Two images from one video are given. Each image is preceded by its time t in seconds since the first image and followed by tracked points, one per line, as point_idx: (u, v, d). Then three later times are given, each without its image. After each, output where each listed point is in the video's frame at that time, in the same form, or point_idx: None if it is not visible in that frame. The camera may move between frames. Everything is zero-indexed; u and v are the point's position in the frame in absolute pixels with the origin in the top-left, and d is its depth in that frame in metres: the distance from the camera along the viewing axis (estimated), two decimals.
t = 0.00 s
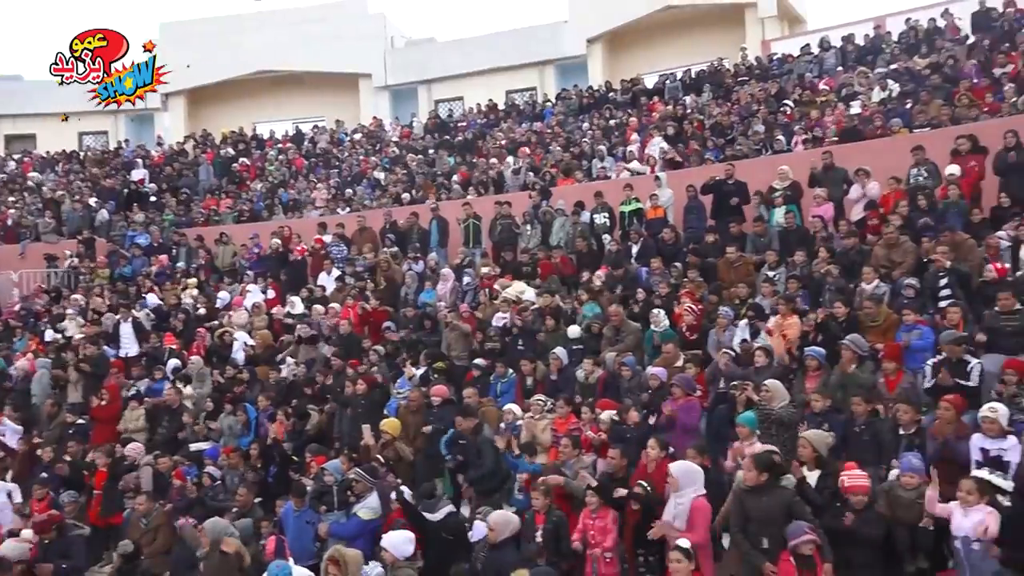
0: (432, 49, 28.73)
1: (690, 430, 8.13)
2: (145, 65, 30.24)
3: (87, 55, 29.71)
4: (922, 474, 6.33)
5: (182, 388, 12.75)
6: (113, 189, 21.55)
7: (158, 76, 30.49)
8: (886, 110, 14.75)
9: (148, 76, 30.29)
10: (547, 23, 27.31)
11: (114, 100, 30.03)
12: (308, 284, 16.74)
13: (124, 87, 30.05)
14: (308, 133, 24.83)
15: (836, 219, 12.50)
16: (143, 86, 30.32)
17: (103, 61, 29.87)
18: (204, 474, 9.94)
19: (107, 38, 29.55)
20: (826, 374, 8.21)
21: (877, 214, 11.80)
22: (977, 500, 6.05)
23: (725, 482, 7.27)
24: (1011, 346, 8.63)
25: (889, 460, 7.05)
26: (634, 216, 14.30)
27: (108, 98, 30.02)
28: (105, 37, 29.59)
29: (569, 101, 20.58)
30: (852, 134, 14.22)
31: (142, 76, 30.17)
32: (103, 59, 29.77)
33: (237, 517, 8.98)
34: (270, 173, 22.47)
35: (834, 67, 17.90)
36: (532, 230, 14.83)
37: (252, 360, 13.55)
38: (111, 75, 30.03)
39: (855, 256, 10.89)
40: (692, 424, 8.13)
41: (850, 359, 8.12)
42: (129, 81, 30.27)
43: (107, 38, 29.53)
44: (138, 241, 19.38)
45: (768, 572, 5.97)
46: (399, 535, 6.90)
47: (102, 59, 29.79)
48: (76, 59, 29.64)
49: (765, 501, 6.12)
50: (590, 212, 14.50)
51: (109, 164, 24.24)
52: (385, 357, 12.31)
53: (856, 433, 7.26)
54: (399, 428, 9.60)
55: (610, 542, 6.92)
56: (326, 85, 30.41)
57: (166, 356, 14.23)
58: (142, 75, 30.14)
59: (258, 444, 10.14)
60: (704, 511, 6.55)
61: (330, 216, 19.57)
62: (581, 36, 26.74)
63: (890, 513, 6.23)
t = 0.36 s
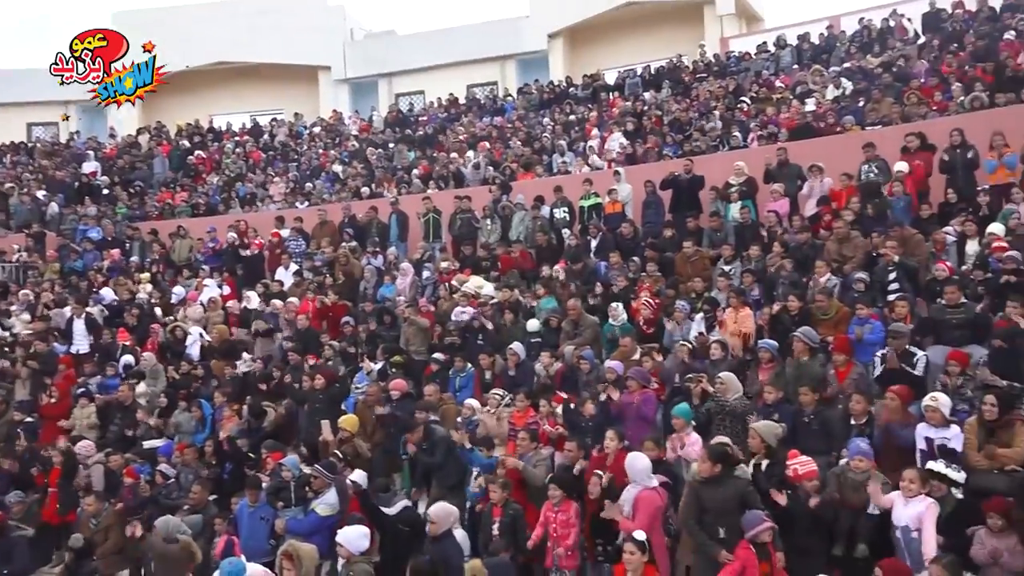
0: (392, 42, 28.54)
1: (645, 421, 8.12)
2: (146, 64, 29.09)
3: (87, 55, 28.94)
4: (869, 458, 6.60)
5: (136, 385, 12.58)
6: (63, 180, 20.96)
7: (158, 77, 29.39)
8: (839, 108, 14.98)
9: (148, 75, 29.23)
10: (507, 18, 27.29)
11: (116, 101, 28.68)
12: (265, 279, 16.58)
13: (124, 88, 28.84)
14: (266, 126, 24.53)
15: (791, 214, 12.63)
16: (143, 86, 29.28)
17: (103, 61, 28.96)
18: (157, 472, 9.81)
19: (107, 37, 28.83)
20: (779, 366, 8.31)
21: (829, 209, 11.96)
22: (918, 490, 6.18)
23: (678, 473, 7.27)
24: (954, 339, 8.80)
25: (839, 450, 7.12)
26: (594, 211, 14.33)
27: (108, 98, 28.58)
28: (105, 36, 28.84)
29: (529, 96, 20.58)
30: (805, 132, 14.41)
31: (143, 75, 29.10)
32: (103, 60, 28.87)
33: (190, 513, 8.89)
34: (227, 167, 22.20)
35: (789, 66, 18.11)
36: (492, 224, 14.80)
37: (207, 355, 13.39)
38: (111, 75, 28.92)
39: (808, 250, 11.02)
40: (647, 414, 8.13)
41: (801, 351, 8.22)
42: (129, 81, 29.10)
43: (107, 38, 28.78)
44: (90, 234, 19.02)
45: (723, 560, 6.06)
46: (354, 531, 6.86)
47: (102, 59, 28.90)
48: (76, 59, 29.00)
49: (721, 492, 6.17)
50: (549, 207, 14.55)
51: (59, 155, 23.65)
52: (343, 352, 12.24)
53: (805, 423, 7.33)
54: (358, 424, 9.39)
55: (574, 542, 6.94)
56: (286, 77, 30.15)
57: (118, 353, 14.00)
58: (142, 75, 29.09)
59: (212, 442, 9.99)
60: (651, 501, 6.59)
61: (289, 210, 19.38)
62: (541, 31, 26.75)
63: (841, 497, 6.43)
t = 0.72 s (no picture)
0: (370, 32, 28.30)
1: (620, 411, 8.16)
2: (147, 64, 28.76)
3: (87, 55, 28.66)
4: (837, 439, 6.61)
5: (109, 375, 12.48)
6: (32, 167, 20.47)
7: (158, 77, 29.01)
8: (814, 100, 15.06)
9: (148, 75, 28.77)
10: (485, 7, 27.13)
11: (115, 102, 28.01)
12: (240, 270, 16.44)
13: (124, 88, 28.36)
14: (242, 114, 24.31)
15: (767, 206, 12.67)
16: (143, 86, 28.87)
17: (103, 62, 28.57)
18: (129, 463, 9.69)
19: (106, 37, 28.71)
20: (753, 356, 8.35)
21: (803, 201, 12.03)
22: (896, 469, 6.24)
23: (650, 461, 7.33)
24: (924, 329, 8.92)
25: (808, 437, 7.12)
26: (570, 202, 14.37)
27: (109, 98, 27.89)
28: (105, 36, 28.71)
29: (507, 86, 20.50)
30: (780, 124, 14.50)
31: (143, 75, 28.67)
32: (103, 59, 28.51)
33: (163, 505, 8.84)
34: (202, 156, 22.00)
35: (766, 58, 18.17)
36: (469, 215, 14.77)
37: (181, 345, 13.29)
38: (111, 74, 28.47)
39: (782, 241, 11.11)
40: (622, 404, 8.19)
41: (778, 342, 8.23)
42: (128, 81, 28.72)
43: (106, 38, 28.68)
44: (61, 224, 18.79)
45: (700, 548, 6.10)
46: (329, 521, 6.82)
47: (102, 59, 28.57)
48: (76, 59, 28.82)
49: (696, 480, 6.23)
50: (526, 197, 14.56)
51: (27, 142, 23.09)
52: (319, 342, 12.19)
53: (773, 412, 7.37)
54: (332, 415, 9.34)
55: (550, 534, 6.94)
56: (261, 65, 29.89)
57: (91, 344, 13.86)
58: (142, 74, 28.68)
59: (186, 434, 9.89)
60: (628, 491, 6.61)
61: (264, 199, 19.26)
62: (520, 21, 26.67)
63: (805, 474, 6.56)
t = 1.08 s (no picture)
0: (359, 27, 28.16)
1: (608, 409, 8.22)
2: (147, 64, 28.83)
3: (87, 55, 28.56)
4: (817, 436, 6.68)
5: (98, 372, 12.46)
6: (19, 163, 20.37)
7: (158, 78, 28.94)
8: (802, 97, 15.09)
9: (147, 76, 28.75)
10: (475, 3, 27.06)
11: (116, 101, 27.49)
12: (230, 266, 16.39)
13: (125, 87, 27.93)
14: (231, 110, 24.21)
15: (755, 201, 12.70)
16: (144, 86, 28.64)
17: (102, 62, 28.58)
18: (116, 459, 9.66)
19: (107, 37, 28.68)
20: (741, 352, 8.38)
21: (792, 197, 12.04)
22: (872, 467, 6.27)
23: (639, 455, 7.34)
24: (911, 324, 8.96)
25: (793, 433, 7.16)
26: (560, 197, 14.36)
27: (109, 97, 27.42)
28: (105, 36, 28.69)
29: (497, 82, 20.48)
30: (770, 120, 14.50)
31: (142, 75, 28.60)
32: (103, 59, 28.52)
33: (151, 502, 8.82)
34: (191, 152, 21.92)
35: (755, 54, 18.20)
36: (460, 211, 14.82)
37: (170, 342, 13.25)
38: (112, 75, 28.05)
39: (771, 238, 11.14)
40: (611, 401, 8.24)
41: (766, 338, 8.25)
42: (128, 81, 28.36)
43: (107, 37, 28.65)
44: (48, 219, 18.65)
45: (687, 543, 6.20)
46: (320, 517, 6.84)
47: (102, 59, 28.56)
48: (76, 59, 28.61)
49: (684, 476, 6.33)
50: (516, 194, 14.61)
51: (12, 137, 22.92)
52: (309, 338, 12.18)
53: (762, 408, 7.37)
54: (322, 410, 9.16)
55: (537, 530, 6.95)
56: (249, 60, 29.83)
57: (79, 341, 13.84)
58: (142, 74, 28.62)
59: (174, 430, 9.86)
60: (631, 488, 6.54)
61: (253, 195, 19.23)
62: (511, 16, 26.61)
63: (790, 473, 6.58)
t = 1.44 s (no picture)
0: (361, 29, 28.20)
1: (611, 410, 8.25)
2: (146, 64, 28.89)
3: (87, 54, 28.67)
4: (817, 441, 6.68)
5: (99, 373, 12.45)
6: (21, 164, 20.43)
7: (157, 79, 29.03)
8: (805, 99, 15.09)
9: (148, 76, 28.86)
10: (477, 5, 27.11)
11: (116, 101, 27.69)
12: (232, 266, 16.40)
13: (123, 87, 28.09)
14: (232, 111, 24.24)
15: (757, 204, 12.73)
16: (144, 86, 28.75)
17: (102, 62, 28.70)
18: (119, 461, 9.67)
19: (106, 37, 28.73)
20: (743, 356, 8.39)
21: (794, 199, 12.02)
22: (862, 481, 6.26)
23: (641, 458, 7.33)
24: (913, 327, 8.97)
25: (795, 436, 7.17)
26: (561, 199, 14.36)
27: (109, 98, 27.61)
28: (105, 36, 28.74)
29: (499, 84, 20.48)
30: (772, 123, 14.53)
31: (142, 75, 28.73)
32: (103, 60, 28.63)
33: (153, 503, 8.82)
34: (192, 153, 21.94)
35: (757, 56, 18.20)
36: (461, 213, 14.80)
37: (172, 342, 13.26)
38: (112, 75, 28.23)
39: (772, 240, 11.13)
40: (612, 403, 8.26)
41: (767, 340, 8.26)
42: (128, 81, 28.51)
43: (107, 38, 28.70)
44: (50, 220, 18.67)
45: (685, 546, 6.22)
46: (320, 518, 6.84)
47: (102, 59, 28.67)
48: (76, 59, 28.69)
49: (684, 479, 6.35)
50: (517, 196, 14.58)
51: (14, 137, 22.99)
52: (310, 338, 12.17)
53: (764, 412, 7.40)
54: (324, 412, 9.24)
55: (541, 532, 6.92)
56: (250, 61, 29.84)
57: (80, 342, 13.82)
58: (142, 75, 28.72)
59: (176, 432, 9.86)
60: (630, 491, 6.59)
61: (255, 196, 19.27)
62: (512, 18, 26.65)
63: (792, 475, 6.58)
